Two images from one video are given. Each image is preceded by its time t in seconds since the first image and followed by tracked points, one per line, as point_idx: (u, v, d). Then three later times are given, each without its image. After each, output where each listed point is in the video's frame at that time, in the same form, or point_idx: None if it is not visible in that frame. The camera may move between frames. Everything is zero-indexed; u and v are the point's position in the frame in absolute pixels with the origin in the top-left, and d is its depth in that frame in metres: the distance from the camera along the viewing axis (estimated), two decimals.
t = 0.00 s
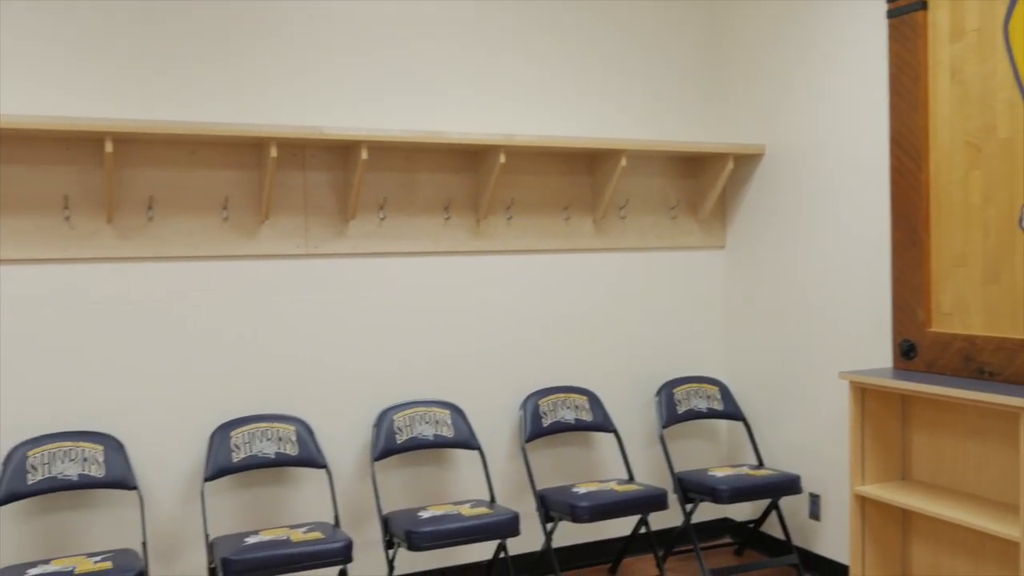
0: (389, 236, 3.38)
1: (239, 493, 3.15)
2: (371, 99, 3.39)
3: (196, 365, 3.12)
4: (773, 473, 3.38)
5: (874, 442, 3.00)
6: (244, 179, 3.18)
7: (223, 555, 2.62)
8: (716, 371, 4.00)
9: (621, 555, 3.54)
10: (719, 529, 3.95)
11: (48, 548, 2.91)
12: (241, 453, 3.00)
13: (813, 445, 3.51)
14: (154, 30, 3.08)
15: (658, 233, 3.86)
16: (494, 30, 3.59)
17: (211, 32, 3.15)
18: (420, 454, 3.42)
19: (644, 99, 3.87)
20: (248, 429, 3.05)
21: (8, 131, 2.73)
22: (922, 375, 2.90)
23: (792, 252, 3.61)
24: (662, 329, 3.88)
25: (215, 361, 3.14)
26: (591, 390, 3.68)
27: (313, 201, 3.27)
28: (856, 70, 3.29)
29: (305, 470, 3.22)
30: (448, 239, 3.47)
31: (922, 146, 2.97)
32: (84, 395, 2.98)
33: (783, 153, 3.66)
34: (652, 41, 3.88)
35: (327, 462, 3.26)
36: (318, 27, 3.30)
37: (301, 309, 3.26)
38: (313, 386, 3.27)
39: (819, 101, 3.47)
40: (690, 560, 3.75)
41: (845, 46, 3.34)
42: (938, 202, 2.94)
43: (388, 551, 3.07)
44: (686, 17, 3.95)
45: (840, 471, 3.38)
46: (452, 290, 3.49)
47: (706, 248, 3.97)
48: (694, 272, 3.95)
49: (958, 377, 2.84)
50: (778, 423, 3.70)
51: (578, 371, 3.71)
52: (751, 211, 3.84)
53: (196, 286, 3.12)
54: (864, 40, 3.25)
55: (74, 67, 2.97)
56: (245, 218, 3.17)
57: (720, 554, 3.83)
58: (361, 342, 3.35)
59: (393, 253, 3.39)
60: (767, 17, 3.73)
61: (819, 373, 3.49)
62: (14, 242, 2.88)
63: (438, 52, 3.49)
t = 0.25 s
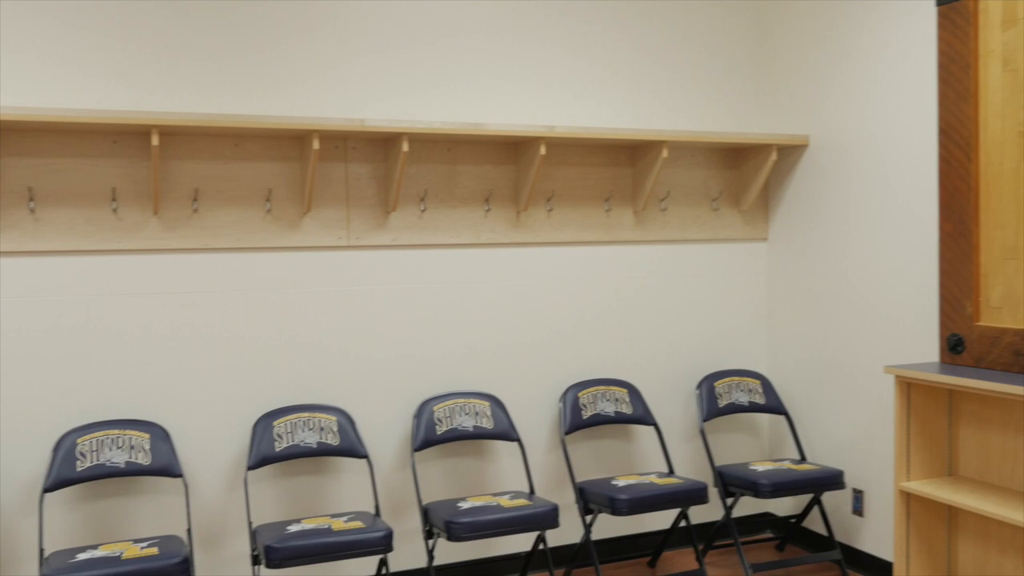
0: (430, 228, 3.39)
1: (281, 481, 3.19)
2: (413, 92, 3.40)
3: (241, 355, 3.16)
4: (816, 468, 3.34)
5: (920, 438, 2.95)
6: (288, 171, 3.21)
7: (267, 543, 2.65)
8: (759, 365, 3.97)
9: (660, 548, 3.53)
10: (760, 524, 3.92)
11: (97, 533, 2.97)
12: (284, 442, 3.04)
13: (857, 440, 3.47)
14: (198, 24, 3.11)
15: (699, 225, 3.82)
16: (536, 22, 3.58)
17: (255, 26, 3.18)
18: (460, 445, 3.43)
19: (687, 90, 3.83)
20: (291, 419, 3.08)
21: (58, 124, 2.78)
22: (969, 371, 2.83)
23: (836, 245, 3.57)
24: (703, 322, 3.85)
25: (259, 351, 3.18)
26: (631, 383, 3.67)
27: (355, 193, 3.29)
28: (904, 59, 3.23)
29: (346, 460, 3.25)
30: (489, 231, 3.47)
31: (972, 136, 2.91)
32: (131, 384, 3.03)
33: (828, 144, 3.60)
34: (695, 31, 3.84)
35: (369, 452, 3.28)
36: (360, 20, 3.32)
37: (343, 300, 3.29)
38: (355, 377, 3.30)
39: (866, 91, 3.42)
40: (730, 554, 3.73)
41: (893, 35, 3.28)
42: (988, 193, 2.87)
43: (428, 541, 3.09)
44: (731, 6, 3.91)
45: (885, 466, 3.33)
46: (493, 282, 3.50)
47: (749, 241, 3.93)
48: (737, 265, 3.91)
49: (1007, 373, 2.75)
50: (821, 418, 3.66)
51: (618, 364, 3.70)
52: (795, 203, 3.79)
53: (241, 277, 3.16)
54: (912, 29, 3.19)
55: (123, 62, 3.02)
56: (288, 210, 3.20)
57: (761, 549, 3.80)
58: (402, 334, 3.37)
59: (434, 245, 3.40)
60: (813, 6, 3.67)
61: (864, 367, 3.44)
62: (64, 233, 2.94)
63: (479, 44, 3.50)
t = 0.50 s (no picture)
0: (468, 220, 3.39)
1: (321, 471, 3.22)
2: (452, 84, 3.41)
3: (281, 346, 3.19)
4: (858, 463, 3.30)
5: (965, 433, 2.90)
6: (328, 163, 3.23)
7: (307, 531, 2.68)
8: (800, 358, 3.92)
9: (699, 542, 3.51)
10: (801, 519, 3.88)
11: (142, 520, 3.02)
12: (324, 432, 3.07)
13: (900, 435, 3.42)
14: (240, 18, 3.15)
15: (740, 217, 3.79)
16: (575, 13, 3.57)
17: (295, 19, 3.21)
18: (498, 436, 3.44)
19: (729, 80, 3.80)
20: (331, 409, 3.11)
21: (104, 118, 2.82)
22: (1017, 364, 2.77)
23: (881, 237, 3.51)
24: (743, 315, 3.81)
25: (299, 342, 3.21)
26: (670, 375, 3.65)
27: (395, 185, 3.31)
28: (952, 47, 3.17)
29: (385, 450, 3.28)
30: (528, 223, 3.47)
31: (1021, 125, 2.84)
32: (175, 373, 3.08)
33: (872, 134, 3.55)
34: (736, 21, 3.80)
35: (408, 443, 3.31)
36: (399, 13, 3.33)
37: (382, 292, 3.31)
38: (394, 368, 3.32)
39: (912, 80, 3.35)
40: (770, 549, 3.69)
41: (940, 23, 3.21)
42: None
43: (466, 532, 3.10)
44: None
45: (929, 462, 3.28)
46: (531, 274, 3.50)
47: (790, 233, 3.89)
48: (778, 257, 3.87)
49: None
50: (863, 412, 3.61)
51: (657, 356, 3.68)
52: (838, 195, 3.74)
53: (281, 268, 3.19)
54: (960, 15, 3.12)
55: (166, 57, 3.07)
56: (327, 202, 3.23)
57: (802, 544, 3.77)
58: (441, 325, 3.38)
59: (472, 236, 3.41)
60: None
61: (908, 361, 3.38)
62: (109, 225, 3.00)
63: (518, 35, 3.49)
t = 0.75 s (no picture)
0: (506, 210, 3.39)
1: (360, 460, 3.25)
2: (491, 74, 3.41)
3: (320, 336, 3.22)
4: (900, 457, 3.25)
5: (1010, 429, 2.85)
6: (367, 154, 3.25)
7: (346, 519, 2.70)
8: (840, 351, 3.88)
9: (736, 535, 3.49)
10: (839, 513, 3.85)
11: (185, 506, 3.07)
12: (362, 421, 3.09)
13: (943, 429, 3.36)
14: (280, 10, 3.17)
15: (780, 208, 3.75)
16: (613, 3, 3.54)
17: (335, 11, 3.23)
18: (535, 427, 3.44)
19: (769, 69, 3.75)
20: (369, 399, 3.13)
21: (147, 110, 2.86)
22: None
23: (924, 228, 3.45)
24: (782, 307, 3.77)
25: (338, 332, 3.24)
26: (708, 367, 3.62)
27: (433, 176, 3.31)
28: (999, 34, 3.10)
29: (423, 440, 3.29)
30: (565, 214, 3.46)
31: None
32: (216, 362, 3.12)
33: (916, 123, 3.49)
34: (778, 9, 3.75)
35: (445, 433, 3.32)
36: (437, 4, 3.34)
37: (420, 282, 3.32)
38: (431, 358, 3.33)
39: (957, 68, 3.29)
40: (809, 543, 3.67)
41: (987, 9, 3.14)
42: None
43: (503, 522, 3.11)
44: None
45: (973, 458, 3.23)
46: (568, 265, 3.49)
47: (831, 224, 3.84)
48: (819, 249, 3.82)
49: None
50: (905, 406, 3.56)
51: (695, 348, 3.66)
52: (881, 185, 3.68)
53: (320, 259, 3.22)
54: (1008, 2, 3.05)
55: (207, 49, 3.10)
56: (366, 192, 3.24)
57: (841, 539, 3.73)
58: (478, 316, 3.39)
59: (510, 227, 3.41)
60: None
61: (952, 354, 3.33)
62: (152, 215, 3.04)
63: (557, 25, 3.48)
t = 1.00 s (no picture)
0: (536, 200, 3.39)
1: (390, 448, 3.26)
2: (522, 63, 3.40)
3: (351, 325, 3.24)
4: (934, 450, 3.22)
5: None
6: (398, 144, 3.25)
7: (376, 507, 2.72)
8: (874, 342, 3.84)
9: (766, 527, 3.47)
10: (872, 505, 3.82)
11: (217, 493, 3.11)
12: (392, 410, 3.09)
13: (979, 422, 3.32)
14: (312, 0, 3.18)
15: (813, 198, 3.71)
16: None
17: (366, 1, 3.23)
18: (564, 417, 3.44)
19: (803, 57, 3.71)
20: (398, 387, 3.13)
21: (180, 100, 2.88)
22: None
23: (961, 217, 3.40)
24: (815, 297, 3.74)
25: (369, 320, 3.25)
26: (738, 358, 3.60)
27: (464, 165, 3.31)
28: None
29: (452, 428, 3.30)
30: (596, 203, 3.45)
31: None
32: (248, 350, 3.15)
33: (953, 112, 3.43)
34: None
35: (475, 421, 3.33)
36: None
37: (450, 271, 3.33)
38: (461, 347, 3.34)
39: (995, 55, 3.22)
40: (840, 535, 3.64)
41: None
42: None
43: (532, 511, 3.12)
44: None
45: (1009, 451, 3.18)
46: (598, 255, 3.48)
47: (865, 214, 3.80)
48: (852, 238, 3.78)
49: None
50: (940, 397, 3.52)
51: (726, 339, 3.64)
52: (916, 174, 3.63)
53: (352, 248, 3.23)
54: None
55: (240, 40, 3.12)
56: (397, 182, 3.25)
57: (872, 532, 3.71)
58: (508, 305, 3.39)
59: (540, 217, 3.41)
60: None
61: (988, 346, 3.28)
62: (186, 205, 3.06)
63: (588, 13, 3.46)
